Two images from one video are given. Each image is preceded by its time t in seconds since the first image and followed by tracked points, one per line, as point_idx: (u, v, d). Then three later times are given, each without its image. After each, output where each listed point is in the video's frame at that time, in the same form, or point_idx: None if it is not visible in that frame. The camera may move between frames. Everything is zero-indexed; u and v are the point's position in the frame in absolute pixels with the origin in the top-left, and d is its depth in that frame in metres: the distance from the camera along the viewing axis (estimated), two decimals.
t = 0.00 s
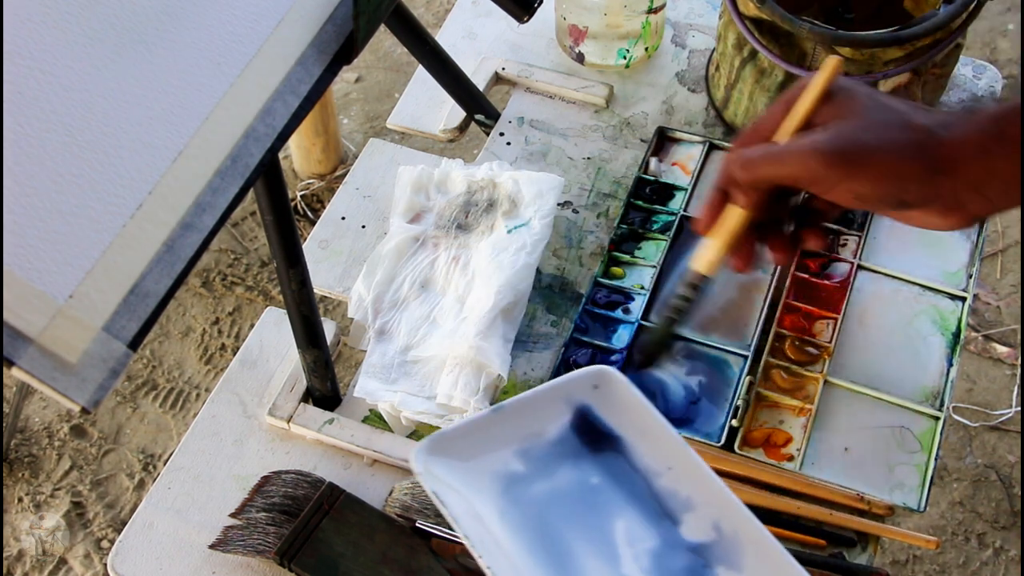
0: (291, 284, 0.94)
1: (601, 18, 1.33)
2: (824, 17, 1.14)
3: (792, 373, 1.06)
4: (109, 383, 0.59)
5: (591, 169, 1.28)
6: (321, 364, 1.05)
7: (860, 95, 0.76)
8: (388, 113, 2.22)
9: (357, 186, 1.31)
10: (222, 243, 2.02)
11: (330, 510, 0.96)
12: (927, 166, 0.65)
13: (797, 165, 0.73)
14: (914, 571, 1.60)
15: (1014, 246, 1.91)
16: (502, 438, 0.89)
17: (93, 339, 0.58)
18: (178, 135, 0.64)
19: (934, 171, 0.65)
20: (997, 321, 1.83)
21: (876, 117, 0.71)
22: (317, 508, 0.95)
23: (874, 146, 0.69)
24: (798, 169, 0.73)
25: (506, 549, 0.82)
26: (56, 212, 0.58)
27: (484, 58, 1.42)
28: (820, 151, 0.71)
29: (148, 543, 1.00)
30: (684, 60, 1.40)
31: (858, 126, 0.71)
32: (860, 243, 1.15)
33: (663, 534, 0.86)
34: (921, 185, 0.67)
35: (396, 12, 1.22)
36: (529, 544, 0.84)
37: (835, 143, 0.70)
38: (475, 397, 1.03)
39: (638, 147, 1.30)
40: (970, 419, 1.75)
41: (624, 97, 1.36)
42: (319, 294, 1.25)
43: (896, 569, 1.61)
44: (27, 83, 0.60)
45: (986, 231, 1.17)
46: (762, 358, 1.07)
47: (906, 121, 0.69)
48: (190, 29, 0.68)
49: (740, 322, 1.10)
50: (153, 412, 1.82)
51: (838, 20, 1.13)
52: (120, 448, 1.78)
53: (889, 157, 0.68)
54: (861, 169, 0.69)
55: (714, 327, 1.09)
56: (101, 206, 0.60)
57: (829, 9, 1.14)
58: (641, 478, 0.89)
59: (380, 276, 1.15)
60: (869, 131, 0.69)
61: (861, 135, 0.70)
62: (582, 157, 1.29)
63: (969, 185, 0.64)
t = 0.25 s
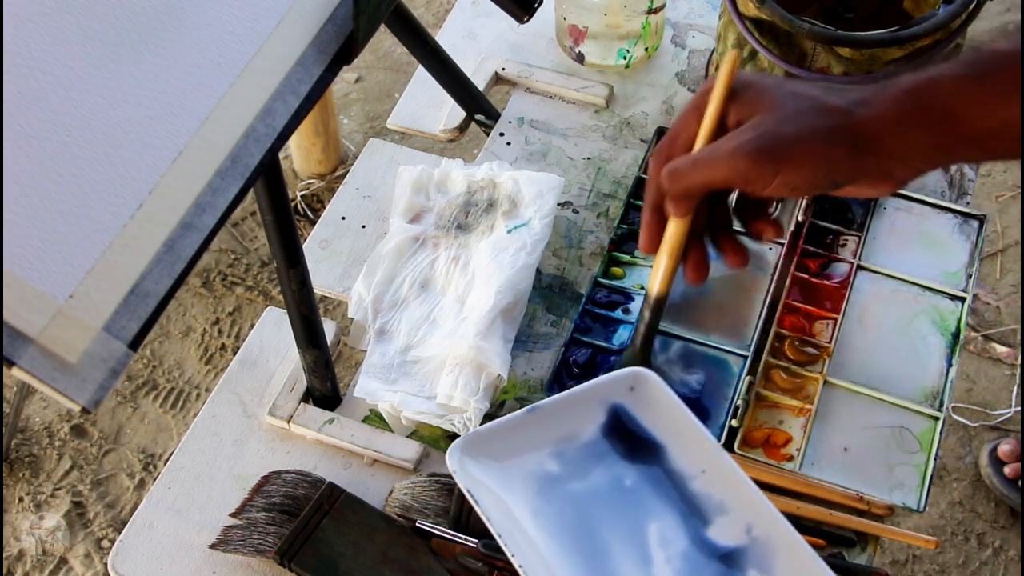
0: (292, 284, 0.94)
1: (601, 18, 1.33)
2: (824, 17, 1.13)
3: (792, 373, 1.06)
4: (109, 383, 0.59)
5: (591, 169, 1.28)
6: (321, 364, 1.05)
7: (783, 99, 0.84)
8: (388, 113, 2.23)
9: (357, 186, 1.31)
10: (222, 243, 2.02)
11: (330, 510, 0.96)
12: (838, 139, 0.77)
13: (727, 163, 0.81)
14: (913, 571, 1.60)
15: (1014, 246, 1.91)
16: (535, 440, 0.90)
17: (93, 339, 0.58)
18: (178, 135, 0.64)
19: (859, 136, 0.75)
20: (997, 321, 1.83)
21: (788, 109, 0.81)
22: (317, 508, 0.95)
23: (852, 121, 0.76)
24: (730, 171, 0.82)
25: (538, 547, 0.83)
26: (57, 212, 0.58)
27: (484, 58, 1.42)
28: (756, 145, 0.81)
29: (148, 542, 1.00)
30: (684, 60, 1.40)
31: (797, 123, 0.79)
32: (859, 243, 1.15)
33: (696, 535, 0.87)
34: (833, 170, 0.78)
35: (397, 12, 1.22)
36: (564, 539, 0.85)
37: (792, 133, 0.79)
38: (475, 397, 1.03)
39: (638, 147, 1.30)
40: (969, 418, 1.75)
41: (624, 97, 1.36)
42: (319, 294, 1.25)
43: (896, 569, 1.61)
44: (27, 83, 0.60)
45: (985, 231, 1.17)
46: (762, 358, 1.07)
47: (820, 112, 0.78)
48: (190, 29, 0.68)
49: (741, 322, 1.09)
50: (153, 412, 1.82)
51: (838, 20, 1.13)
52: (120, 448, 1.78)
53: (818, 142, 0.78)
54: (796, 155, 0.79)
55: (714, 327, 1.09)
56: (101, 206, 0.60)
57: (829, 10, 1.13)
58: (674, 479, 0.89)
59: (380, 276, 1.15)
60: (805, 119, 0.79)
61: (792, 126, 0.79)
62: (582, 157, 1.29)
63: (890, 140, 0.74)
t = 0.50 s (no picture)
0: (291, 284, 0.94)
1: (601, 18, 1.33)
2: (824, 17, 1.13)
3: (792, 373, 1.06)
4: (109, 383, 0.59)
5: (591, 169, 1.28)
6: (321, 364, 1.05)
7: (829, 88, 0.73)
8: (388, 113, 2.22)
9: (357, 186, 1.30)
10: (222, 243, 2.02)
11: (330, 510, 0.96)
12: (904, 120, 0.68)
13: (786, 123, 0.74)
14: (914, 571, 1.60)
15: (1014, 246, 1.91)
16: (541, 412, 0.89)
17: (93, 339, 0.58)
18: (178, 135, 0.64)
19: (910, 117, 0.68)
20: (997, 321, 1.83)
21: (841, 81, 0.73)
22: (317, 508, 0.95)
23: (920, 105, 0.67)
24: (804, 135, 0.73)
25: (543, 516, 0.83)
26: (57, 212, 0.58)
27: (484, 58, 1.42)
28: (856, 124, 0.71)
29: (148, 543, 1.00)
30: (684, 60, 1.40)
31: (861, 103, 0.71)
32: (860, 243, 1.15)
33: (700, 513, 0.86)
34: (896, 150, 0.70)
35: (396, 12, 1.22)
36: (566, 511, 0.84)
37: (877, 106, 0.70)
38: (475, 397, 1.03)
39: (638, 147, 1.30)
40: (970, 419, 1.75)
41: (624, 97, 1.36)
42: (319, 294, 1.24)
43: (897, 570, 1.61)
44: (27, 82, 0.60)
45: (986, 231, 1.16)
46: (763, 358, 1.07)
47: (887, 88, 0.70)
48: (190, 29, 0.68)
49: (741, 321, 1.10)
50: (153, 412, 1.82)
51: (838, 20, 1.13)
52: (120, 448, 1.78)
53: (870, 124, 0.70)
54: (879, 129, 0.70)
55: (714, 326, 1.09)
56: (101, 206, 0.60)
57: (829, 10, 1.14)
58: (675, 453, 0.89)
59: (380, 276, 1.15)
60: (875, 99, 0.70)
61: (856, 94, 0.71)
62: (582, 157, 1.29)
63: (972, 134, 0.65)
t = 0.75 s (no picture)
0: (291, 284, 0.94)
1: (601, 18, 1.33)
2: (823, 17, 1.14)
3: (792, 373, 1.06)
4: (109, 382, 0.58)
5: (591, 169, 1.28)
6: (321, 364, 1.05)
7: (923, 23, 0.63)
8: (388, 112, 2.22)
9: (357, 186, 1.30)
10: (222, 243, 2.02)
11: (330, 510, 0.96)
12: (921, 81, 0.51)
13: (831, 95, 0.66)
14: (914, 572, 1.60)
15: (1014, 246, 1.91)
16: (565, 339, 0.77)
17: (93, 339, 0.58)
18: (178, 135, 0.64)
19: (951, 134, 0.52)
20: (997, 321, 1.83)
21: (949, 28, 0.53)
22: (317, 508, 0.95)
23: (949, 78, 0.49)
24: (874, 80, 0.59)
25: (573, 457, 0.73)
26: (57, 212, 0.58)
27: (484, 58, 1.42)
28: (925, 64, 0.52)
29: (148, 543, 1.00)
30: (684, 60, 1.40)
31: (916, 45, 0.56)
32: (859, 243, 1.15)
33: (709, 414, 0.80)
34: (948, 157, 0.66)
35: (396, 12, 1.22)
36: (586, 417, 0.74)
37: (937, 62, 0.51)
38: (475, 397, 1.03)
39: (638, 147, 1.30)
40: (970, 418, 1.75)
41: (624, 97, 1.36)
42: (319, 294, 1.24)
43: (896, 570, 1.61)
44: (27, 82, 0.60)
45: (986, 231, 1.16)
46: (762, 358, 1.07)
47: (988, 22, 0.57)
48: (190, 30, 0.68)
49: (741, 321, 1.09)
50: (153, 412, 1.82)
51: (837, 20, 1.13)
52: (120, 448, 1.78)
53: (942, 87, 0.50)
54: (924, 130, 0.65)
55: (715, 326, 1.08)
56: (101, 206, 0.60)
57: (829, 10, 1.14)
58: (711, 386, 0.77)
59: (380, 276, 1.15)
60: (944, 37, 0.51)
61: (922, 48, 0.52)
62: (582, 157, 1.29)
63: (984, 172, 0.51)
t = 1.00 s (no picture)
0: (292, 284, 0.94)
1: (601, 18, 1.33)
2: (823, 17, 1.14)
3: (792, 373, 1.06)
4: (109, 382, 0.58)
5: (591, 169, 1.28)
6: (321, 364, 1.05)
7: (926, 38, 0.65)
8: (388, 113, 2.22)
9: (357, 186, 1.30)
10: (222, 243, 2.02)
11: (330, 510, 0.96)
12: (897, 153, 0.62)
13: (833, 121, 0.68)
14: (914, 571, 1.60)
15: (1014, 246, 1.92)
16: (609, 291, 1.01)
17: (93, 339, 0.58)
18: (178, 135, 0.64)
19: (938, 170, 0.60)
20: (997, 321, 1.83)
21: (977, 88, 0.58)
22: (317, 508, 0.95)
23: (950, 124, 0.59)
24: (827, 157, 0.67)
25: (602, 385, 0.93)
26: (57, 212, 0.58)
27: (484, 58, 1.42)
28: (898, 138, 0.62)
29: (148, 543, 1.00)
30: (684, 60, 1.40)
31: (881, 112, 0.65)
32: (859, 243, 1.15)
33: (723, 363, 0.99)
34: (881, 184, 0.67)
35: (396, 11, 1.22)
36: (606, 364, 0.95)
37: (916, 129, 0.61)
38: (475, 397, 1.03)
39: (638, 147, 1.30)
40: (969, 418, 1.75)
41: (624, 97, 1.36)
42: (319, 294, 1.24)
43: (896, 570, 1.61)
44: (27, 82, 0.60)
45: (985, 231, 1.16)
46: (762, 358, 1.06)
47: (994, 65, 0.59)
48: (190, 30, 0.68)
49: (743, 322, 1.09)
50: (153, 412, 1.82)
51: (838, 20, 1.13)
52: (120, 448, 1.78)
53: (907, 150, 0.61)
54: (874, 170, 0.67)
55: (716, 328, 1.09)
56: (101, 206, 0.60)
57: (828, 10, 1.14)
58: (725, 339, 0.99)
59: (380, 276, 1.15)
60: (948, 99, 0.59)
61: (886, 125, 0.63)
62: (582, 157, 1.29)
63: (965, 163, 0.59)
